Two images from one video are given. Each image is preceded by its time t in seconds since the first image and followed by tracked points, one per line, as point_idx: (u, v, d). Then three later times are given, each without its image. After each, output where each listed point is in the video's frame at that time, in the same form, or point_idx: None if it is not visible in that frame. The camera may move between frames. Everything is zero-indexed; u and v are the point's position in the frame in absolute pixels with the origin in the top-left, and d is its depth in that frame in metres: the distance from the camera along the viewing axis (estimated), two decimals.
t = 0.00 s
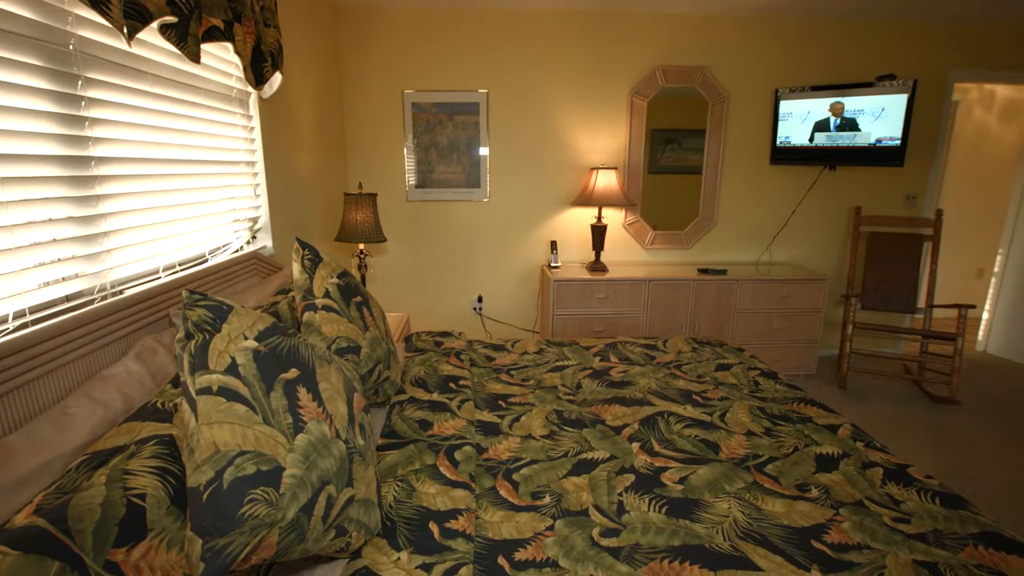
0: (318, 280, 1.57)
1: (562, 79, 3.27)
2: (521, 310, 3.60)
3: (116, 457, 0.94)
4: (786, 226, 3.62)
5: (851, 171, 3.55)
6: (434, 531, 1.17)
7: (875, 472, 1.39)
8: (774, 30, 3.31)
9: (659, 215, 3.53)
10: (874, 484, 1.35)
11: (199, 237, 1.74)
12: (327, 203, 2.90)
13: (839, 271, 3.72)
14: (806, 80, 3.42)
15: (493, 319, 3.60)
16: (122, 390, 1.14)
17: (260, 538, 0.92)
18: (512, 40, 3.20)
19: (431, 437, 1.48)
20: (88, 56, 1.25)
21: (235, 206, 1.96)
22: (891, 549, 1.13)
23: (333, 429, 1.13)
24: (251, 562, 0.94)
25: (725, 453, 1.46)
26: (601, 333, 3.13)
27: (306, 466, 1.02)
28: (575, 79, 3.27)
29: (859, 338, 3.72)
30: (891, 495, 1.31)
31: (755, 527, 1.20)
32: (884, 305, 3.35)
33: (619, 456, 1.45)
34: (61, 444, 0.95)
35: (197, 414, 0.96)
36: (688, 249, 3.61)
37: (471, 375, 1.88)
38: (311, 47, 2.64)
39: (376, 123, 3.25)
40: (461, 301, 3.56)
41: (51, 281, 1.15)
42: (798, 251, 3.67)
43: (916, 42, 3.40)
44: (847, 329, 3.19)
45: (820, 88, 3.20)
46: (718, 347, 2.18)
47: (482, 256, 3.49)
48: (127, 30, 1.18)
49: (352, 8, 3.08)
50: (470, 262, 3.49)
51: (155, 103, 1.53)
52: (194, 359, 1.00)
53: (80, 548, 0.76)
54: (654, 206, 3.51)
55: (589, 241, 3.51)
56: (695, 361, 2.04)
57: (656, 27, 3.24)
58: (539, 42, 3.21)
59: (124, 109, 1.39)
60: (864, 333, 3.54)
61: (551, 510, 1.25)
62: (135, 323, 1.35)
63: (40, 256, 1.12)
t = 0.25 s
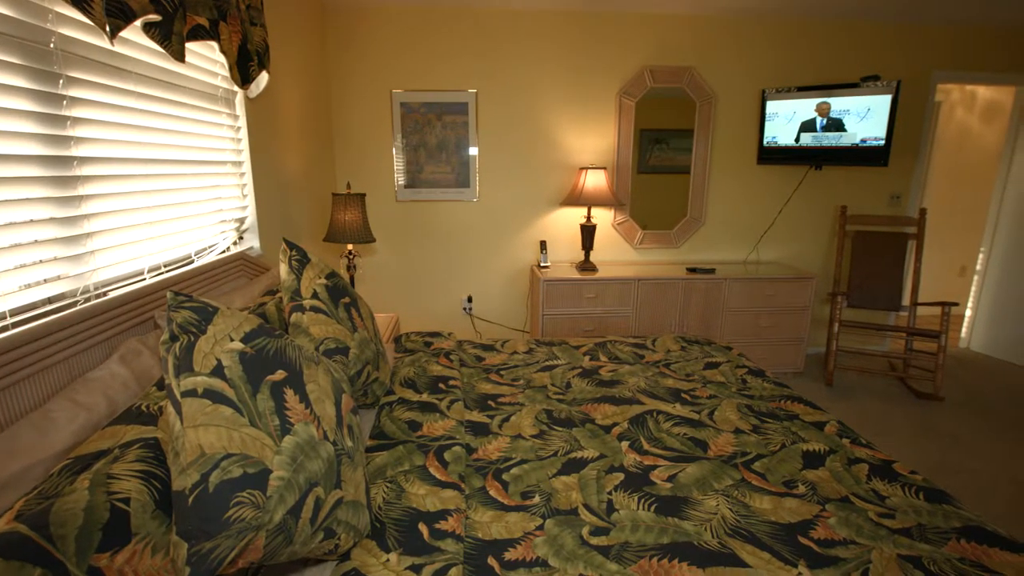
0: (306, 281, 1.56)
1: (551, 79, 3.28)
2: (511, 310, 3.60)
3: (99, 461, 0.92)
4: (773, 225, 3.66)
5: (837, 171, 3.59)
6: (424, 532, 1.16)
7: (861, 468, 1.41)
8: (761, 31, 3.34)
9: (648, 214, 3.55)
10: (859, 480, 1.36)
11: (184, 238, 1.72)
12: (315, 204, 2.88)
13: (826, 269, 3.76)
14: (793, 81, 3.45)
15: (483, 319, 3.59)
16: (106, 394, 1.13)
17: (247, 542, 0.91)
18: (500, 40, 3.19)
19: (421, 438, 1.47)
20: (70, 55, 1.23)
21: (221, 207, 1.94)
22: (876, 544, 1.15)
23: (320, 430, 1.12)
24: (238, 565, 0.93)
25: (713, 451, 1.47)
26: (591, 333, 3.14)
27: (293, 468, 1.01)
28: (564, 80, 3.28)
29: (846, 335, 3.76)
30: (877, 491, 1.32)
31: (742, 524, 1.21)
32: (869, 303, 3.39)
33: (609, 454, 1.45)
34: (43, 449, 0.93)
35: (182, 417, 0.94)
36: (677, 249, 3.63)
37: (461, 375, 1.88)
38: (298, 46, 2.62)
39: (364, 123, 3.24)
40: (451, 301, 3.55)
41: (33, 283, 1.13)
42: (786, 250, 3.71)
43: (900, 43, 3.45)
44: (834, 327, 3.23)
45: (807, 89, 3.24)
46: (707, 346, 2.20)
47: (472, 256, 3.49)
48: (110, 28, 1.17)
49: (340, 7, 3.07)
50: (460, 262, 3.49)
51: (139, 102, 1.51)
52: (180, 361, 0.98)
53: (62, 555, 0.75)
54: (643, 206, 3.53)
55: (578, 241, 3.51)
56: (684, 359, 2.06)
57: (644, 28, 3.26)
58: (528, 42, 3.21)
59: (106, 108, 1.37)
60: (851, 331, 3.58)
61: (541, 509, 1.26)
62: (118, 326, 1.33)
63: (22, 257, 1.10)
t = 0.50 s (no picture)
0: (293, 281, 1.54)
1: (540, 79, 3.28)
2: (501, 310, 3.60)
3: (81, 466, 0.91)
4: (760, 224, 3.69)
5: (823, 171, 3.63)
6: (413, 533, 1.16)
7: (846, 464, 1.42)
8: (747, 32, 3.37)
9: (637, 214, 3.56)
10: (844, 476, 1.38)
11: (169, 238, 1.70)
12: (302, 204, 2.86)
13: (812, 268, 3.80)
14: (779, 81, 3.48)
15: (472, 319, 3.59)
16: (89, 397, 1.11)
17: (233, 545, 0.90)
18: (489, 40, 3.19)
19: (410, 439, 1.47)
20: (50, 53, 1.21)
21: (207, 207, 1.92)
22: (861, 539, 1.16)
23: (307, 432, 1.12)
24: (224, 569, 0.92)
25: (701, 449, 1.48)
26: (580, 332, 3.15)
27: (280, 470, 1.00)
28: (552, 79, 3.29)
29: (832, 333, 3.80)
30: (862, 486, 1.34)
31: (730, 520, 1.22)
32: (855, 300, 3.43)
33: (598, 453, 1.46)
34: (25, 453, 0.92)
35: (165, 420, 0.93)
36: (665, 248, 3.64)
37: (450, 375, 1.87)
38: (285, 45, 2.60)
39: (352, 122, 3.22)
40: (440, 301, 3.54)
41: (13, 285, 1.11)
42: (773, 249, 3.74)
43: (883, 44, 3.49)
44: (820, 324, 3.26)
45: (792, 89, 3.27)
46: (695, 344, 2.21)
47: (461, 256, 3.48)
48: (90, 26, 1.15)
49: (327, 6, 3.05)
50: (450, 263, 3.48)
51: (122, 101, 1.49)
52: (163, 363, 0.96)
53: (43, 561, 0.73)
54: (632, 206, 3.54)
55: (567, 241, 3.52)
56: (672, 358, 2.07)
57: (632, 28, 3.27)
58: (516, 41, 3.21)
59: (88, 107, 1.35)
60: (836, 328, 3.62)
61: (530, 509, 1.26)
62: (102, 328, 1.31)
63: (2, 259, 1.08)
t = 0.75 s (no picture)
0: (279, 282, 1.53)
1: (528, 79, 3.28)
2: (490, 310, 3.60)
3: (63, 470, 0.89)
4: (746, 224, 3.72)
5: (808, 171, 3.67)
6: (401, 534, 1.15)
7: (831, 461, 1.44)
8: (733, 33, 3.40)
9: (625, 214, 3.58)
10: (830, 472, 1.39)
11: (153, 240, 1.68)
12: (288, 204, 2.83)
13: (798, 267, 3.84)
14: (765, 82, 3.52)
15: (461, 319, 3.58)
16: (71, 401, 1.09)
17: (218, 549, 0.89)
18: (477, 40, 3.19)
19: (398, 440, 1.46)
20: (28, 51, 1.19)
21: (192, 208, 1.90)
22: (846, 534, 1.18)
23: (294, 434, 1.11)
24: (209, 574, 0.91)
25: (689, 447, 1.49)
26: (569, 332, 3.16)
27: (266, 473, 0.99)
28: (540, 79, 3.29)
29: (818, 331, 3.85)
30: (846, 482, 1.36)
31: (717, 517, 1.23)
32: (840, 299, 3.47)
33: (586, 452, 1.46)
34: (5, 459, 0.90)
35: (148, 423, 0.91)
36: (653, 247, 3.66)
37: (438, 376, 1.87)
38: (270, 44, 2.58)
39: (340, 122, 3.20)
40: (429, 302, 3.53)
41: None
42: (759, 248, 3.78)
43: (866, 46, 3.54)
44: (806, 322, 3.30)
45: (778, 90, 3.30)
46: (682, 343, 2.22)
47: (450, 256, 3.47)
48: (70, 24, 1.13)
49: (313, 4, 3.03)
50: (439, 263, 3.47)
51: (103, 100, 1.47)
52: (146, 366, 0.95)
53: (21, 568, 0.73)
54: (620, 205, 3.56)
55: (556, 240, 3.53)
56: (660, 357, 2.08)
57: (619, 29, 3.29)
58: (504, 41, 3.21)
59: (68, 107, 1.32)
60: (822, 326, 3.66)
61: (519, 509, 1.26)
62: (84, 331, 1.29)
63: None
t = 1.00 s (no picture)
0: (264, 283, 1.52)
1: (515, 79, 3.29)
2: (479, 310, 3.59)
3: (41, 476, 0.87)
4: (732, 223, 3.75)
5: (793, 170, 3.71)
6: (389, 536, 1.15)
7: (816, 457, 1.46)
8: (718, 34, 3.43)
9: (613, 213, 3.59)
10: (814, 468, 1.41)
11: (135, 241, 1.66)
12: (274, 204, 2.81)
13: (784, 265, 3.88)
14: (750, 82, 3.55)
15: (450, 320, 3.58)
16: (50, 405, 1.07)
17: (202, 553, 0.88)
18: (464, 40, 3.19)
19: (385, 441, 1.45)
20: (5, 49, 1.16)
21: (175, 208, 1.88)
22: (830, 529, 1.19)
23: (279, 437, 1.10)
24: None
25: (676, 445, 1.49)
26: (557, 331, 3.16)
27: (251, 476, 0.98)
28: (528, 80, 3.30)
29: (803, 329, 3.89)
30: (830, 477, 1.37)
31: (704, 514, 1.24)
32: (824, 297, 3.52)
33: (574, 451, 1.46)
34: None
35: (130, 427, 0.90)
36: (641, 247, 3.68)
37: (426, 376, 1.86)
38: (255, 43, 2.56)
39: (326, 122, 3.18)
40: (417, 302, 3.52)
41: None
42: (746, 247, 3.81)
43: (849, 47, 3.59)
44: (791, 320, 3.34)
45: (763, 90, 3.34)
46: (670, 342, 2.24)
47: (439, 257, 3.46)
48: (47, 22, 1.11)
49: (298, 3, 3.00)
50: (427, 263, 3.46)
51: (83, 100, 1.44)
52: (126, 369, 0.94)
53: None
54: (608, 205, 3.57)
55: (544, 240, 3.54)
56: (647, 355, 2.09)
57: (606, 29, 3.30)
58: (491, 41, 3.21)
59: (47, 106, 1.30)
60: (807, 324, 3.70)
61: (507, 508, 1.26)
62: (63, 333, 1.27)
63: None
